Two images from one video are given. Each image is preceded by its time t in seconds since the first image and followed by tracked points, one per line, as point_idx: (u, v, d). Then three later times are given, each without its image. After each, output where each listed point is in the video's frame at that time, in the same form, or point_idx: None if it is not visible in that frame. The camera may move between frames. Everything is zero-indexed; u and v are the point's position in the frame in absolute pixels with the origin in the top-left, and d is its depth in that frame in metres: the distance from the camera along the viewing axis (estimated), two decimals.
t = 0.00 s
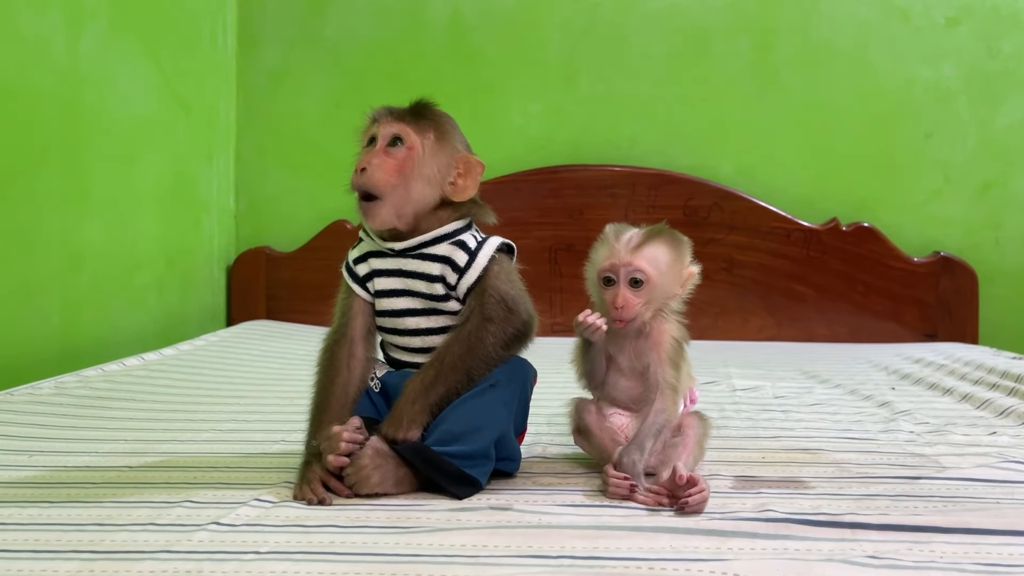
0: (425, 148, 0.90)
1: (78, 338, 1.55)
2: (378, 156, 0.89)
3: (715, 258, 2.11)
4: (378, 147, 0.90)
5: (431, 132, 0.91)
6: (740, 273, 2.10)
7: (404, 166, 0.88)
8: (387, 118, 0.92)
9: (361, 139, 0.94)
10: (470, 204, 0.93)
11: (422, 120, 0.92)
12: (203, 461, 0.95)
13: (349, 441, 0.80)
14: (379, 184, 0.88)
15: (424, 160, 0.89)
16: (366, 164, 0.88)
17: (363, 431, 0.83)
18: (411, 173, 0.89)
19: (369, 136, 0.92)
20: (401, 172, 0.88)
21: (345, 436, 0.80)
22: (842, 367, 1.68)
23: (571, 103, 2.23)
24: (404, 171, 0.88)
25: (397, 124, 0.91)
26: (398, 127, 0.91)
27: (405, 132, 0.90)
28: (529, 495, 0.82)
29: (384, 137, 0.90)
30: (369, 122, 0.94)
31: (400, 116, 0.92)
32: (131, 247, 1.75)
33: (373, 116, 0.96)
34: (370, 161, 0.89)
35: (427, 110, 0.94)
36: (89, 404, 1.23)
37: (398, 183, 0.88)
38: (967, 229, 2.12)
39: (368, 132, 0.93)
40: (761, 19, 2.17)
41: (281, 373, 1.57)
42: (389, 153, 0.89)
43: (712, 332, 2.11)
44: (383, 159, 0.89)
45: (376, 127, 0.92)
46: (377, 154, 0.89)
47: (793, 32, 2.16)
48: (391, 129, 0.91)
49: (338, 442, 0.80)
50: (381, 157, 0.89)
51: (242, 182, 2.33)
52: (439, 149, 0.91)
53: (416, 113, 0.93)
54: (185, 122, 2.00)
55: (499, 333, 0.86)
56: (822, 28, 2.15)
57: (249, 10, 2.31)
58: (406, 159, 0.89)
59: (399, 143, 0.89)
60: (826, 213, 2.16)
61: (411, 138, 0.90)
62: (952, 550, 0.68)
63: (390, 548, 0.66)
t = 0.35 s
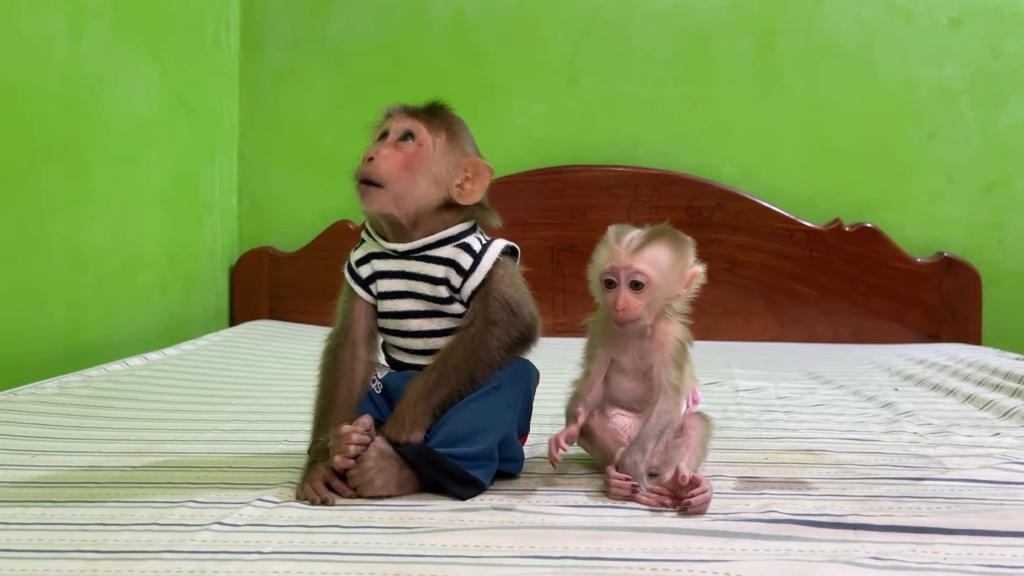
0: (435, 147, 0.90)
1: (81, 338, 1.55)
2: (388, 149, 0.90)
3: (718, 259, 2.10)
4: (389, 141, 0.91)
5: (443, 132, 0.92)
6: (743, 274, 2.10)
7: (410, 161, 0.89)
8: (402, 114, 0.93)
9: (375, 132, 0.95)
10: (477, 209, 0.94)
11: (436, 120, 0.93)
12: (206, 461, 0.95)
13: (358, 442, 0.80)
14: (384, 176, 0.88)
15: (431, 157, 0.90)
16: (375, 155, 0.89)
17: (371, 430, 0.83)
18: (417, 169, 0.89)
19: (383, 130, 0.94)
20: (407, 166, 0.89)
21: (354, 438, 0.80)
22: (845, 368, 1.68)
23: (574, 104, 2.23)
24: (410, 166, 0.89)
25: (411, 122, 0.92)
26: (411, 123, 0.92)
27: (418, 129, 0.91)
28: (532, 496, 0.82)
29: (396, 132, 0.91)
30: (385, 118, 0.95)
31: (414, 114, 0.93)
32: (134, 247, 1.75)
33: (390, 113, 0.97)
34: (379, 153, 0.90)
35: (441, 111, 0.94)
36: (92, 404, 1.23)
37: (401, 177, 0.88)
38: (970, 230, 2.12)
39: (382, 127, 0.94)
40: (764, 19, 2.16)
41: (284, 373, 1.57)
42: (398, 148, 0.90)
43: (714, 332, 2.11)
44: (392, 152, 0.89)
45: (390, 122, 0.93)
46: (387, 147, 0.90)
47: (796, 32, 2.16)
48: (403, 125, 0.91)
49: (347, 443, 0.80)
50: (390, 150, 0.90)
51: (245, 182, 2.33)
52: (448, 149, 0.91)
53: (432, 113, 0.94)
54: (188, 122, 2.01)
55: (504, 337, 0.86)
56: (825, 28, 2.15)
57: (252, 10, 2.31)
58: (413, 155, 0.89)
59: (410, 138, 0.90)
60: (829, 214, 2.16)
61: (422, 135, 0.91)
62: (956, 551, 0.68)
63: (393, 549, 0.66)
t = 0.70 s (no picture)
0: (457, 166, 0.88)
1: (83, 337, 1.56)
2: (410, 174, 0.87)
3: (719, 259, 2.10)
4: (406, 161, 0.87)
5: (459, 145, 0.89)
6: (744, 274, 2.10)
7: (436, 186, 0.87)
8: (413, 126, 0.88)
9: (381, 143, 0.89)
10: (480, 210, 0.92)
11: (449, 131, 0.89)
12: (207, 461, 0.95)
13: (357, 445, 0.79)
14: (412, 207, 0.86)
15: (454, 177, 0.88)
16: (402, 184, 0.85)
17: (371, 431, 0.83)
18: (441, 192, 0.88)
19: (391, 141, 0.88)
20: (432, 191, 0.87)
21: (353, 441, 0.79)
22: (846, 369, 1.68)
23: (576, 104, 2.23)
24: (435, 190, 0.88)
25: (425, 136, 0.88)
26: (427, 140, 0.88)
27: (435, 147, 0.88)
28: (534, 496, 0.82)
29: (413, 151, 0.87)
30: (389, 126, 0.89)
31: (427, 127, 0.88)
32: (136, 246, 1.75)
33: (391, 117, 0.91)
34: (404, 180, 0.86)
35: (449, 117, 0.90)
36: (93, 403, 1.23)
37: (427, 204, 0.87)
38: (972, 230, 2.12)
39: (390, 138, 0.88)
40: (766, 19, 2.16)
41: (285, 373, 1.57)
42: (421, 172, 0.87)
43: (716, 332, 2.11)
44: (417, 178, 0.87)
45: (403, 136, 0.88)
46: (408, 170, 0.87)
47: (798, 33, 2.16)
48: (422, 143, 0.87)
49: (346, 446, 0.79)
50: (413, 174, 0.87)
51: (247, 182, 2.33)
52: (467, 165, 0.89)
53: (443, 123, 0.89)
54: (190, 122, 2.01)
55: (505, 338, 0.86)
56: (827, 28, 2.15)
57: (254, 9, 2.31)
58: (439, 179, 0.88)
59: (431, 160, 0.87)
60: (831, 214, 2.16)
61: (442, 155, 0.88)
62: (957, 552, 0.68)
63: (394, 549, 0.66)
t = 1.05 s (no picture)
0: (457, 164, 0.88)
1: (84, 337, 1.56)
2: (412, 176, 0.86)
3: (720, 259, 2.10)
4: (406, 163, 0.86)
5: (458, 144, 0.88)
6: (745, 274, 2.10)
7: (438, 186, 0.87)
8: (411, 127, 0.88)
9: (379, 145, 0.88)
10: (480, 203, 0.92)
11: (447, 129, 0.88)
12: (208, 460, 0.95)
13: (354, 444, 0.80)
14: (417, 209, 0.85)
15: (455, 177, 0.88)
16: (404, 183, 0.84)
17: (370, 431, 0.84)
18: (444, 191, 0.87)
19: (391, 144, 0.87)
20: (435, 191, 0.87)
21: (350, 440, 0.80)
22: (847, 369, 1.68)
23: (577, 104, 2.23)
24: (437, 190, 0.87)
25: (424, 137, 0.87)
26: (426, 140, 0.87)
27: (435, 147, 0.87)
28: (535, 496, 0.82)
29: (413, 152, 0.86)
30: (386, 129, 0.89)
31: (426, 126, 0.88)
32: (137, 247, 1.75)
33: (387, 119, 0.90)
34: (406, 180, 0.85)
35: (445, 115, 0.90)
36: (94, 403, 1.23)
37: (431, 205, 0.87)
38: (973, 230, 2.12)
39: (389, 139, 0.88)
40: (767, 19, 2.16)
41: (286, 373, 1.57)
42: (423, 173, 0.86)
43: (717, 333, 2.11)
44: (419, 177, 0.86)
45: (402, 137, 0.87)
46: (410, 170, 0.86)
47: (799, 32, 2.16)
48: (421, 143, 0.87)
49: (344, 445, 0.80)
50: (415, 176, 0.86)
51: (247, 182, 2.33)
52: (466, 163, 0.89)
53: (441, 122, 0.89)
54: (190, 122, 2.01)
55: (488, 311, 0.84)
56: (827, 28, 2.15)
57: (255, 9, 2.31)
58: (441, 178, 0.87)
59: (432, 161, 0.86)
60: (832, 214, 2.16)
61: (443, 154, 0.87)
62: (958, 552, 0.68)
63: (395, 549, 0.66)
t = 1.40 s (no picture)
0: (432, 187, 0.86)
1: (84, 337, 1.56)
2: (384, 203, 0.84)
3: (721, 258, 2.10)
4: (379, 189, 0.85)
5: (434, 163, 0.86)
6: (745, 274, 2.10)
7: (412, 210, 0.85)
8: (384, 149, 0.86)
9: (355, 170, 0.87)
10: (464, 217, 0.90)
11: (420, 149, 0.86)
12: (209, 460, 0.95)
13: (354, 445, 0.80)
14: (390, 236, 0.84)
15: (431, 197, 0.86)
16: (374, 214, 0.83)
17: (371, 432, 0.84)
18: (420, 215, 0.86)
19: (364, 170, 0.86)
20: (410, 216, 0.85)
21: (350, 441, 0.80)
22: (848, 369, 1.68)
23: (577, 104, 2.23)
24: (413, 214, 0.85)
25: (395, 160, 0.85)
26: (398, 163, 0.85)
27: (407, 169, 0.85)
28: (535, 496, 0.82)
29: (384, 177, 0.85)
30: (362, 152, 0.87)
31: (400, 148, 0.86)
32: (137, 246, 1.75)
33: (364, 143, 0.89)
34: (377, 209, 0.84)
35: (420, 133, 0.87)
36: (95, 403, 1.23)
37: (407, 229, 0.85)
38: (973, 230, 2.12)
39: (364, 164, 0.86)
40: (768, 19, 2.16)
41: (286, 373, 1.57)
42: (395, 198, 0.85)
43: (717, 332, 2.11)
44: (391, 204, 0.84)
45: (375, 162, 0.85)
46: (382, 197, 0.85)
47: (799, 32, 2.16)
48: (394, 168, 0.85)
49: (344, 446, 0.80)
50: (387, 203, 0.84)
51: (248, 182, 2.33)
52: (443, 181, 0.87)
53: (416, 142, 0.86)
54: (190, 121, 2.01)
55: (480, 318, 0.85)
56: (828, 28, 2.15)
57: (255, 9, 2.31)
58: (414, 203, 0.85)
59: (404, 185, 0.85)
60: (832, 214, 2.16)
61: (416, 177, 0.85)
62: (959, 551, 0.68)
63: (396, 549, 0.66)
